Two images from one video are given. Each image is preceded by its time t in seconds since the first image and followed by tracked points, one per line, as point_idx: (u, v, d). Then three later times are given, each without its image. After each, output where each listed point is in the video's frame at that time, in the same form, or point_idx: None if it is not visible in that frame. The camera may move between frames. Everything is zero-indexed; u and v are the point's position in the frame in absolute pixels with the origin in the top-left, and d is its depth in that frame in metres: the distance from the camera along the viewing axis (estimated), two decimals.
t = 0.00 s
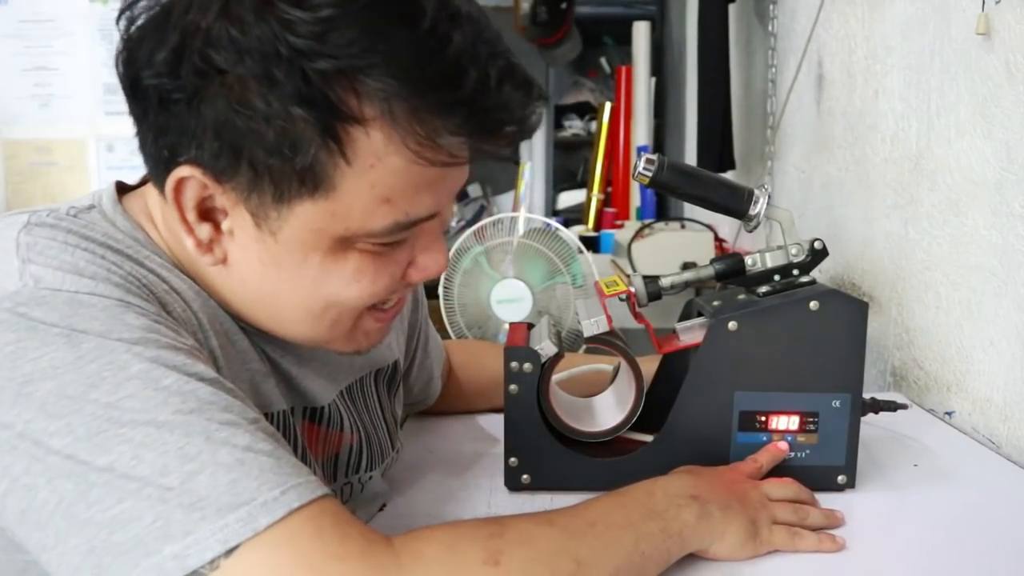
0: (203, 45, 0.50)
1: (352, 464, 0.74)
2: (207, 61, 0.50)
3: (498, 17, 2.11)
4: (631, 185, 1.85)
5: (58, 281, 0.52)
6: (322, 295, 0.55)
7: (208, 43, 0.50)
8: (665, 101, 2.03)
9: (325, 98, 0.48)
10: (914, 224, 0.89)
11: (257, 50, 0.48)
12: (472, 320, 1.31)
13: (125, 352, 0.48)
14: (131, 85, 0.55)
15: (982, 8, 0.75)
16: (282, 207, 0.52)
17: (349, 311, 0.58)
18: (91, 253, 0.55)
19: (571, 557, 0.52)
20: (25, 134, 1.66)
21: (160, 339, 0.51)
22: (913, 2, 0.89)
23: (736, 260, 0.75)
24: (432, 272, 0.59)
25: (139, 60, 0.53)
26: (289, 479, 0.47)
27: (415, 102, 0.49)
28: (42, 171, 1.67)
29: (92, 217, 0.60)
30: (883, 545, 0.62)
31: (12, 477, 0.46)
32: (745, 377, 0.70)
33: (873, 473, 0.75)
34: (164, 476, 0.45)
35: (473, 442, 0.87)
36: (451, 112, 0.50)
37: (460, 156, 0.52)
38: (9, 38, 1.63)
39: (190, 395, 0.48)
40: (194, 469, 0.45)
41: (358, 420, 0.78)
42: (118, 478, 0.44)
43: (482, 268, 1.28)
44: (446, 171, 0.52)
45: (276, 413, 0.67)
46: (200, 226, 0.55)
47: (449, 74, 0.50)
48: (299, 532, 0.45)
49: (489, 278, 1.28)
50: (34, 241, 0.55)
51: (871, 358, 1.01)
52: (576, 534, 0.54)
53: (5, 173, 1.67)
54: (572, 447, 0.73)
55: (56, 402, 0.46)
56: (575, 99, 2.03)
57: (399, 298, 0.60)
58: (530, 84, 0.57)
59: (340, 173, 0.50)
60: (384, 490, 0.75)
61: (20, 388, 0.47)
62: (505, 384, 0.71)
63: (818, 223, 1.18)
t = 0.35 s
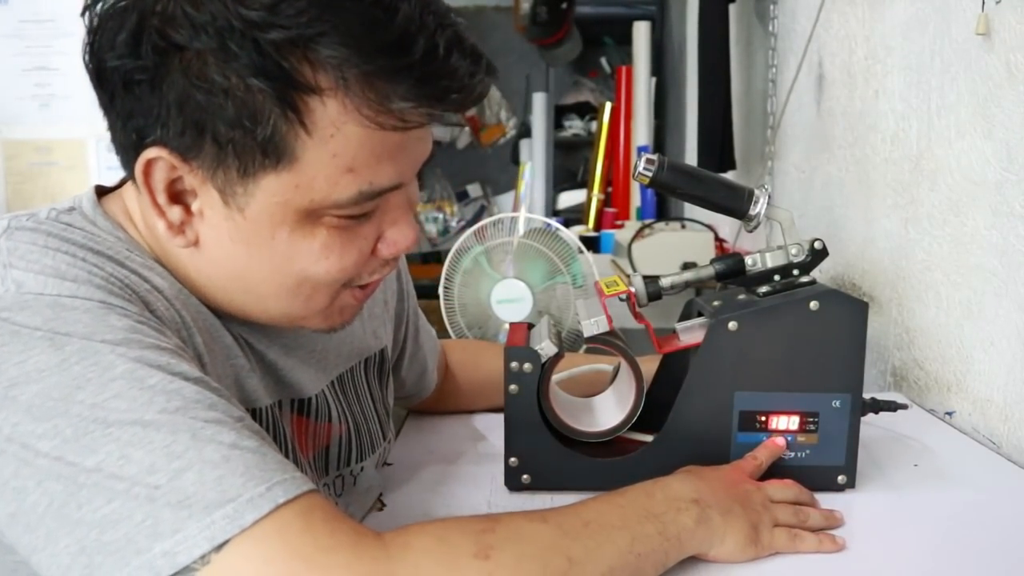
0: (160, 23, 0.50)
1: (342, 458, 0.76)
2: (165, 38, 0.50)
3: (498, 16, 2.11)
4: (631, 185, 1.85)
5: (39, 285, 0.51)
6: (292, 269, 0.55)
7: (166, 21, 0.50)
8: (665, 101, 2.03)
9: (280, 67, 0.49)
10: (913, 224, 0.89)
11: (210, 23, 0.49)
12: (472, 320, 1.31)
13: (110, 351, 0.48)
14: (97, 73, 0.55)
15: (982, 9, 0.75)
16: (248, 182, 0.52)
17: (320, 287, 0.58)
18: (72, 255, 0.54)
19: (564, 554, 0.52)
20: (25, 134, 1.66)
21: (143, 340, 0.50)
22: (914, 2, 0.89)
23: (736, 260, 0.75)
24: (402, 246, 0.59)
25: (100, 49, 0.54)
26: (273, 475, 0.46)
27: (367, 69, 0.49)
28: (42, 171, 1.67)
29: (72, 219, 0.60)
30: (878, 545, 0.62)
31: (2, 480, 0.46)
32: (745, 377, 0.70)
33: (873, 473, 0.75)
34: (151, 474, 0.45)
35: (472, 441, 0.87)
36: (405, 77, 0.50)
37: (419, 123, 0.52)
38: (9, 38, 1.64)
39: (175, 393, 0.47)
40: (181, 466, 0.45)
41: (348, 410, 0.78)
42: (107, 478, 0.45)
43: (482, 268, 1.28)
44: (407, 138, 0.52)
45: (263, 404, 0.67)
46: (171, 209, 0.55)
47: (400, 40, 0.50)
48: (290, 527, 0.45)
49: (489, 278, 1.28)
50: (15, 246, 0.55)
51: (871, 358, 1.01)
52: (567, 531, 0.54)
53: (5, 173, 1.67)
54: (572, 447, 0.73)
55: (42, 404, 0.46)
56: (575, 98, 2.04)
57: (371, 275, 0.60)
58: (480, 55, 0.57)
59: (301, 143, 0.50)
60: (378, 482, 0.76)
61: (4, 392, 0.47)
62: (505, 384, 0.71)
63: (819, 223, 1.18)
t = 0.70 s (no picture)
0: (173, 40, 0.50)
1: (346, 466, 0.75)
2: (178, 55, 0.50)
3: (497, 16, 2.11)
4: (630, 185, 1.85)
5: (38, 290, 0.51)
6: (309, 287, 0.55)
7: (178, 37, 0.50)
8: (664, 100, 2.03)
9: (297, 83, 0.49)
10: (913, 223, 0.89)
11: (226, 39, 0.48)
12: (472, 320, 1.31)
13: (108, 357, 0.48)
14: (106, 90, 0.55)
15: (982, 8, 0.75)
16: (264, 199, 0.52)
17: (338, 306, 0.58)
18: (71, 260, 0.54)
19: (569, 557, 0.52)
20: (25, 134, 1.66)
21: (142, 346, 0.50)
22: (913, 1, 0.89)
23: (735, 260, 0.75)
24: (418, 260, 0.58)
25: (110, 62, 0.53)
26: (274, 482, 0.46)
27: (387, 84, 0.49)
28: (41, 171, 1.66)
29: (74, 223, 0.60)
30: (878, 544, 0.62)
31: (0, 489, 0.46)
32: (744, 376, 0.70)
33: (873, 473, 0.75)
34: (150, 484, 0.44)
35: (474, 442, 0.87)
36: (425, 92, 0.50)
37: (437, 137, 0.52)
38: (9, 38, 1.64)
39: (175, 400, 0.47)
40: (181, 475, 0.45)
41: (350, 418, 0.78)
42: (106, 487, 0.44)
43: (481, 268, 1.28)
44: (425, 153, 0.52)
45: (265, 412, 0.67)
46: (184, 228, 0.55)
47: (418, 55, 0.50)
48: (291, 533, 0.45)
49: (489, 278, 1.28)
50: (15, 250, 0.54)
51: (871, 357, 1.01)
52: (572, 534, 0.54)
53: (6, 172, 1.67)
54: (568, 445, 0.73)
55: (40, 412, 0.46)
56: (575, 98, 2.03)
57: (387, 289, 0.60)
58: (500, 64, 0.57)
59: (319, 159, 0.50)
60: (381, 490, 0.74)
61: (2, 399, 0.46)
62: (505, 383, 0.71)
63: (818, 222, 1.18)
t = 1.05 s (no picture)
0: (219, 67, 0.49)
1: (355, 470, 0.74)
2: (223, 83, 0.49)
3: (497, 16, 2.11)
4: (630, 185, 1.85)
5: (56, 287, 0.51)
6: (341, 310, 0.56)
7: (224, 65, 0.49)
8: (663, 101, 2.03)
9: (345, 115, 0.48)
10: (913, 223, 0.89)
11: (276, 70, 0.47)
12: (472, 320, 1.31)
13: (122, 358, 0.48)
14: (141, 110, 0.54)
15: (982, 8, 0.75)
16: (302, 226, 0.52)
17: (367, 328, 0.58)
18: (89, 258, 0.54)
19: (578, 560, 0.52)
20: (24, 134, 1.66)
21: (158, 346, 0.50)
22: (913, 2, 0.89)
23: (735, 260, 0.75)
24: (446, 282, 0.59)
25: (152, 80, 0.52)
26: (287, 486, 0.46)
27: (436, 121, 0.49)
28: (41, 171, 1.66)
29: (91, 221, 0.60)
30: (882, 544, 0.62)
31: (11, 487, 0.45)
32: (745, 377, 0.70)
33: (873, 473, 0.75)
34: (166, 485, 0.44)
35: (475, 442, 0.87)
36: (471, 130, 0.51)
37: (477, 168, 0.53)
38: (8, 38, 1.64)
39: (190, 401, 0.47)
40: (195, 476, 0.45)
41: (363, 422, 0.77)
42: (119, 488, 0.44)
43: (482, 268, 1.28)
44: (465, 185, 0.53)
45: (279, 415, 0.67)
46: (216, 248, 0.54)
47: (467, 91, 0.50)
48: (302, 536, 0.45)
49: (489, 278, 1.28)
50: (31, 246, 0.54)
51: (871, 357, 1.01)
52: (582, 536, 0.54)
53: (5, 173, 1.67)
54: (569, 445, 0.73)
55: (54, 411, 0.46)
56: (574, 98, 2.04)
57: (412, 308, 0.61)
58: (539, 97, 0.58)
59: (361, 191, 0.50)
60: (387, 493, 0.74)
61: (16, 398, 0.46)
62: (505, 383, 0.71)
63: (818, 222, 1.18)
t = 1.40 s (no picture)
0: (166, 52, 0.49)
1: (352, 467, 0.74)
2: (171, 69, 0.49)
3: (497, 16, 2.11)
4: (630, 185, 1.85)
5: (60, 280, 0.51)
6: (314, 293, 0.55)
7: (172, 50, 0.49)
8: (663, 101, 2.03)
9: (295, 95, 0.47)
10: (913, 223, 0.89)
11: (218, 53, 0.47)
12: (472, 320, 1.31)
13: (122, 350, 0.48)
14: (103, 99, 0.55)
15: (981, 8, 0.75)
16: (267, 210, 0.52)
17: (344, 310, 0.57)
18: (92, 252, 0.55)
19: (545, 523, 0.52)
20: (24, 134, 1.66)
21: (160, 340, 0.50)
22: (913, 1, 0.89)
23: (736, 260, 0.75)
24: (424, 261, 0.58)
25: (110, 74, 0.52)
26: (281, 484, 0.46)
27: (385, 97, 0.48)
28: (40, 171, 1.66)
29: (91, 215, 0.60)
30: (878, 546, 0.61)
31: (10, 486, 0.46)
32: (745, 377, 0.70)
33: (873, 472, 0.75)
34: (161, 479, 0.44)
35: (474, 441, 0.87)
36: (426, 102, 0.49)
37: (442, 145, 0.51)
38: (8, 38, 1.64)
39: (189, 394, 0.47)
40: (189, 472, 0.44)
41: (358, 418, 0.77)
42: (114, 483, 0.44)
43: (481, 268, 1.28)
44: (428, 161, 0.52)
45: (279, 410, 0.67)
46: (186, 234, 0.55)
47: (419, 64, 0.48)
48: (291, 539, 0.44)
49: (489, 278, 1.28)
50: (35, 239, 0.54)
51: (871, 357, 1.01)
52: (543, 497, 0.54)
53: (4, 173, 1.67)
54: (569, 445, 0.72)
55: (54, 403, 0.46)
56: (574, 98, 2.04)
57: (394, 289, 0.60)
58: (507, 68, 0.55)
59: (317, 170, 0.49)
60: (386, 491, 0.74)
61: (19, 390, 0.46)
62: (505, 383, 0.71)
63: (818, 222, 1.18)
